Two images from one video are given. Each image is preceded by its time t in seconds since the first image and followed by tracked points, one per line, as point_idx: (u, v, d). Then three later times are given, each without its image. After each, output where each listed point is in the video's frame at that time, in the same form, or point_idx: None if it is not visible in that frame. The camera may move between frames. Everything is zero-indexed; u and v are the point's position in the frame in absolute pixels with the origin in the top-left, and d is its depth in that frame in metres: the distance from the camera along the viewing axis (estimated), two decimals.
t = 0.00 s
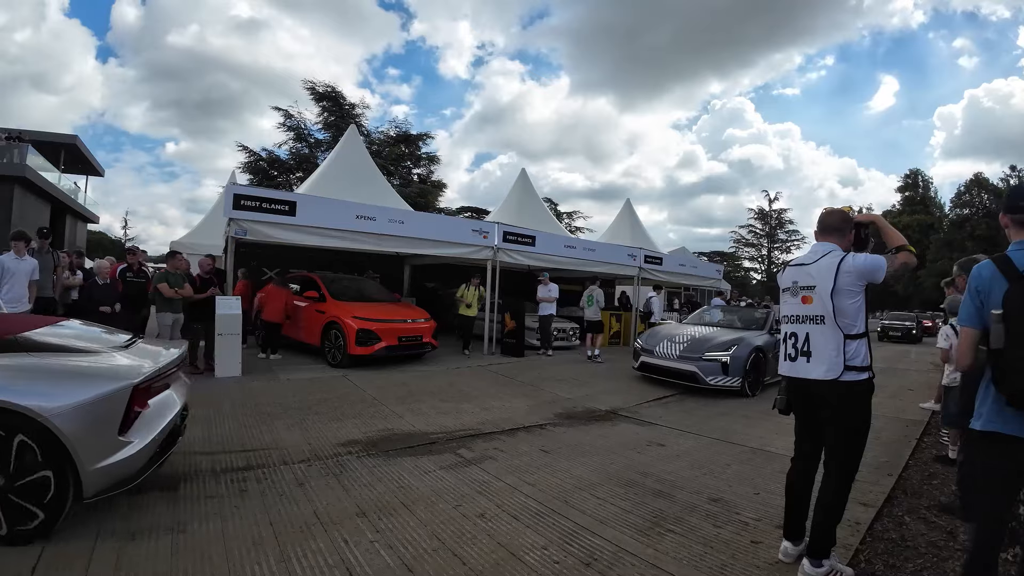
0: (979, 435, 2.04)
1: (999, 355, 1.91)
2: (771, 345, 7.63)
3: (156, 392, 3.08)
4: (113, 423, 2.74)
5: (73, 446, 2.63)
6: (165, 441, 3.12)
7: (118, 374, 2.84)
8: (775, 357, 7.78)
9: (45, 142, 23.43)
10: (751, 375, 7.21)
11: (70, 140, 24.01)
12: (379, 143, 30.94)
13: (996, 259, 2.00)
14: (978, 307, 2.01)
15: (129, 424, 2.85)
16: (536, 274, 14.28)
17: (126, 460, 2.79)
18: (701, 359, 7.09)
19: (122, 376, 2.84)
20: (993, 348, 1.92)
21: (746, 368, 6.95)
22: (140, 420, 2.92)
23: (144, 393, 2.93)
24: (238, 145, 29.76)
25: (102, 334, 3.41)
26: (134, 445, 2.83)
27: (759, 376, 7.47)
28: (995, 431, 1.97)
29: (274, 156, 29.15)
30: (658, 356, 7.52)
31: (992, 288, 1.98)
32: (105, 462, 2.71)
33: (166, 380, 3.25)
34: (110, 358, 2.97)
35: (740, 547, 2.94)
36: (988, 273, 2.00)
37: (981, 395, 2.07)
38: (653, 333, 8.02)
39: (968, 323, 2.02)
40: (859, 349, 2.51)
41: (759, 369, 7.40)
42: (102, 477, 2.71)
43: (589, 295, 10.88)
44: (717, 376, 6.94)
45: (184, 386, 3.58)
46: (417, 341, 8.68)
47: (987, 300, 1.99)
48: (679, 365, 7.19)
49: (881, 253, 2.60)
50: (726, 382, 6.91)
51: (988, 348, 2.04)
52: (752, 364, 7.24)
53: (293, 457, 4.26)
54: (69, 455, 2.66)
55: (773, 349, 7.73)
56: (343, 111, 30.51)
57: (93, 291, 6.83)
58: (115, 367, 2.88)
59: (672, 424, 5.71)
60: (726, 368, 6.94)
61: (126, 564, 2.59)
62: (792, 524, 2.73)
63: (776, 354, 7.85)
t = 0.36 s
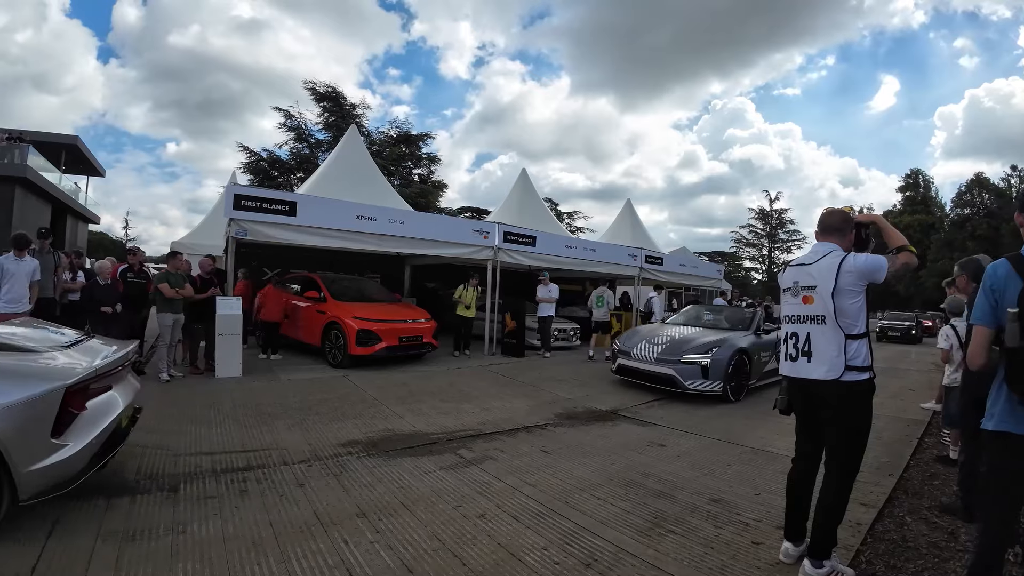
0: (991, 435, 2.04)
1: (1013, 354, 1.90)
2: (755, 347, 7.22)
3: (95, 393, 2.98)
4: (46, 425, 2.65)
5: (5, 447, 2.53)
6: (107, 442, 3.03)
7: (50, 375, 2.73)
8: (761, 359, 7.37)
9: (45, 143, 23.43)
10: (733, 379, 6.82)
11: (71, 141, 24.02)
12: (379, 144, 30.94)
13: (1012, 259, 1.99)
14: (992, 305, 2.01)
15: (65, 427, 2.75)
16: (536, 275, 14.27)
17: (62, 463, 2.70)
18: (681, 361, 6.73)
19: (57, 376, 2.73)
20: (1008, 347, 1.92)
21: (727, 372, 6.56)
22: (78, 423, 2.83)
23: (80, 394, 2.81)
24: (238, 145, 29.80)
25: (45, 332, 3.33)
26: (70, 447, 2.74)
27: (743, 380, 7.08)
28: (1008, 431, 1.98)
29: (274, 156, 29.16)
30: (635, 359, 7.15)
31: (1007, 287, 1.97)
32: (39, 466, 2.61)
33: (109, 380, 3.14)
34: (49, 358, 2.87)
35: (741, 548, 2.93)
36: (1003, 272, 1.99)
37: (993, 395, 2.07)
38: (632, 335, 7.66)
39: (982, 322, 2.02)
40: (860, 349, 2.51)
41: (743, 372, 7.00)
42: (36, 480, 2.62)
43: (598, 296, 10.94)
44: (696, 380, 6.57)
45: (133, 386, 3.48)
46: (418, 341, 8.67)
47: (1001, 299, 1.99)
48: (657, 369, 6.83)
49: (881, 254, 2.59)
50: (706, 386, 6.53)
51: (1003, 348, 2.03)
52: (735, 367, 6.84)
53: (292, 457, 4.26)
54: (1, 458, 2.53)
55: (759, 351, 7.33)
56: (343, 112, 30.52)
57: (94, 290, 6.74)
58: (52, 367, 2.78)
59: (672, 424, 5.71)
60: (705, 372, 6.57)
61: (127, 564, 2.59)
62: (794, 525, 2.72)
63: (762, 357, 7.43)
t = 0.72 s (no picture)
0: (995, 435, 2.03)
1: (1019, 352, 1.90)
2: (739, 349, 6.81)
3: (50, 393, 2.92)
4: None
5: None
6: (63, 443, 2.98)
7: None
8: (745, 362, 6.96)
9: (46, 143, 23.44)
10: (713, 384, 6.42)
11: (71, 141, 24.05)
12: (379, 144, 30.95)
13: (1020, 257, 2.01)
14: (1000, 303, 2.00)
15: (17, 427, 2.70)
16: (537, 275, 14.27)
17: (14, 464, 2.65)
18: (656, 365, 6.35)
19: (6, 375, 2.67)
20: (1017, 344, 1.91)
21: (706, 376, 6.17)
22: (32, 423, 2.78)
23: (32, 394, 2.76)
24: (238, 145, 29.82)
25: None
26: (23, 448, 2.69)
27: (725, 384, 6.68)
28: (1012, 431, 1.96)
29: (274, 156, 29.16)
30: (611, 362, 6.77)
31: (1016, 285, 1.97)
32: None
33: (65, 380, 3.09)
34: None
35: (741, 548, 2.93)
36: (1011, 269, 2.01)
37: (997, 396, 2.06)
38: (609, 337, 7.27)
39: (990, 320, 2.00)
40: (860, 348, 2.51)
41: (725, 376, 6.60)
42: None
43: (607, 295, 11.37)
44: (672, 385, 6.18)
45: (93, 385, 3.42)
46: (418, 341, 8.67)
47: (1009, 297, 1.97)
48: (631, 373, 6.44)
49: (881, 253, 2.60)
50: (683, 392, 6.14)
51: (1009, 347, 2.03)
52: (715, 371, 6.43)
53: (292, 457, 4.26)
54: None
55: (742, 354, 6.90)
56: (343, 112, 30.53)
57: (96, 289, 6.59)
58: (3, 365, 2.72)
59: (672, 424, 5.71)
60: (682, 376, 6.18)
61: (126, 564, 2.59)
62: (793, 525, 2.72)
63: (746, 359, 7.02)
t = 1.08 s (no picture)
0: (996, 436, 2.02)
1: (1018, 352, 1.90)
2: (719, 353, 6.33)
3: (14, 392, 2.86)
4: None
5: None
6: (25, 443, 2.90)
7: None
8: (726, 366, 6.47)
9: (46, 143, 23.42)
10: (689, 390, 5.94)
11: (71, 142, 24.05)
12: (379, 144, 30.93)
13: (1022, 257, 1.99)
14: (1001, 303, 2.00)
15: None
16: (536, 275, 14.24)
17: None
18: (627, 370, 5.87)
19: None
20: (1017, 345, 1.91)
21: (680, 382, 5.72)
22: None
23: (3, 390, 2.70)
24: (238, 145, 29.81)
25: None
26: None
27: (703, 390, 6.21)
28: (1013, 432, 1.95)
29: (274, 156, 29.14)
30: (581, 367, 6.29)
31: (1016, 284, 1.96)
32: None
33: (29, 379, 3.02)
34: None
35: (740, 548, 2.92)
36: (1013, 269, 2.00)
37: (999, 397, 2.05)
38: (582, 339, 6.78)
39: (991, 320, 2.00)
40: (859, 348, 2.50)
41: (703, 382, 6.12)
42: None
43: (609, 298, 11.33)
44: (645, 392, 5.73)
45: (60, 384, 3.35)
46: (417, 341, 8.66)
47: (1010, 296, 1.98)
48: (602, 379, 5.98)
49: (880, 253, 2.59)
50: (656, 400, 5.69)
51: (1009, 347, 2.03)
52: (691, 377, 5.96)
53: (290, 458, 4.24)
54: None
55: (723, 357, 6.43)
56: (342, 112, 30.52)
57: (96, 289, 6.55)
58: None
59: (671, 424, 5.70)
60: (655, 383, 5.71)
61: (123, 564, 2.58)
62: (793, 525, 2.71)
63: (728, 362, 6.54)
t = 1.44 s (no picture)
0: (994, 436, 2.02)
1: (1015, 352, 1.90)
2: (697, 358, 5.96)
3: None
4: None
5: None
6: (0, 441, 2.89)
7: None
8: (705, 371, 6.10)
9: (45, 143, 23.39)
10: (664, 398, 5.57)
11: (70, 141, 24.02)
12: (378, 144, 30.91)
13: (1019, 257, 1.99)
14: (998, 304, 2.00)
15: None
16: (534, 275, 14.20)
17: None
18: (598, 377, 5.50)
19: None
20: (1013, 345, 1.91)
21: (654, 390, 5.36)
22: None
23: None
24: (237, 145, 29.77)
25: None
26: None
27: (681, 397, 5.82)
28: (1011, 432, 1.95)
29: (273, 156, 29.09)
30: (550, 374, 5.94)
31: (1013, 285, 1.96)
32: None
33: (4, 378, 3.02)
34: None
35: (739, 548, 2.92)
36: (1010, 269, 1.99)
37: (997, 397, 2.05)
38: (553, 344, 6.42)
39: (989, 320, 2.00)
40: (857, 349, 2.50)
41: (680, 389, 5.74)
42: None
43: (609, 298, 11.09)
44: (615, 401, 5.37)
45: (37, 383, 3.35)
46: (416, 341, 8.65)
47: (1006, 297, 1.98)
48: (571, 387, 5.63)
49: (879, 253, 2.59)
50: (627, 409, 5.34)
51: (1006, 347, 2.03)
52: (667, 384, 5.59)
53: (289, 458, 4.23)
54: None
55: (702, 362, 6.05)
56: (341, 112, 30.49)
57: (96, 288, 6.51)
58: None
59: (670, 425, 5.70)
60: (627, 391, 5.36)
61: (122, 564, 2.57)
62: (791, 525, 2.71)
63: (708, 367, 6.16)
